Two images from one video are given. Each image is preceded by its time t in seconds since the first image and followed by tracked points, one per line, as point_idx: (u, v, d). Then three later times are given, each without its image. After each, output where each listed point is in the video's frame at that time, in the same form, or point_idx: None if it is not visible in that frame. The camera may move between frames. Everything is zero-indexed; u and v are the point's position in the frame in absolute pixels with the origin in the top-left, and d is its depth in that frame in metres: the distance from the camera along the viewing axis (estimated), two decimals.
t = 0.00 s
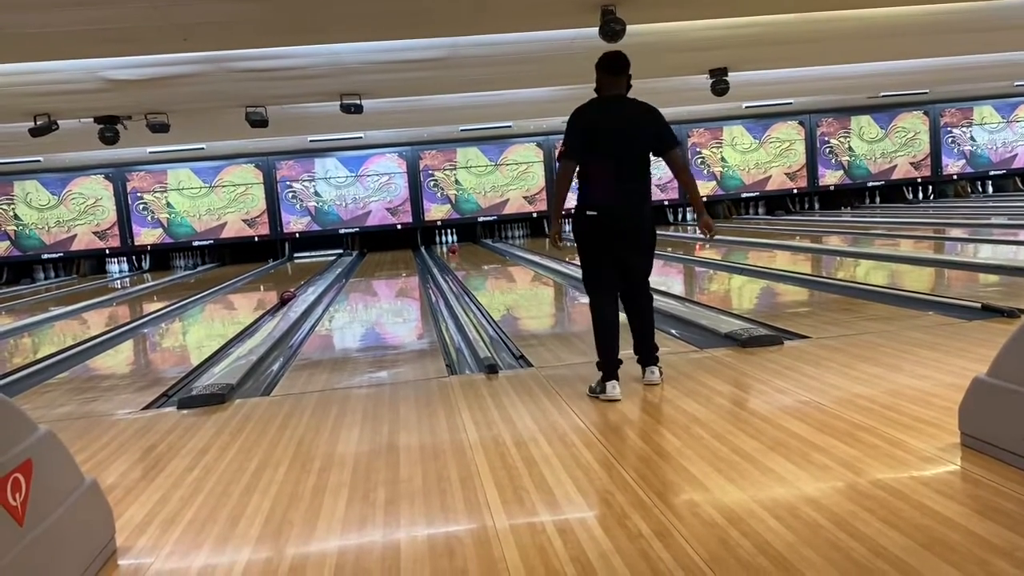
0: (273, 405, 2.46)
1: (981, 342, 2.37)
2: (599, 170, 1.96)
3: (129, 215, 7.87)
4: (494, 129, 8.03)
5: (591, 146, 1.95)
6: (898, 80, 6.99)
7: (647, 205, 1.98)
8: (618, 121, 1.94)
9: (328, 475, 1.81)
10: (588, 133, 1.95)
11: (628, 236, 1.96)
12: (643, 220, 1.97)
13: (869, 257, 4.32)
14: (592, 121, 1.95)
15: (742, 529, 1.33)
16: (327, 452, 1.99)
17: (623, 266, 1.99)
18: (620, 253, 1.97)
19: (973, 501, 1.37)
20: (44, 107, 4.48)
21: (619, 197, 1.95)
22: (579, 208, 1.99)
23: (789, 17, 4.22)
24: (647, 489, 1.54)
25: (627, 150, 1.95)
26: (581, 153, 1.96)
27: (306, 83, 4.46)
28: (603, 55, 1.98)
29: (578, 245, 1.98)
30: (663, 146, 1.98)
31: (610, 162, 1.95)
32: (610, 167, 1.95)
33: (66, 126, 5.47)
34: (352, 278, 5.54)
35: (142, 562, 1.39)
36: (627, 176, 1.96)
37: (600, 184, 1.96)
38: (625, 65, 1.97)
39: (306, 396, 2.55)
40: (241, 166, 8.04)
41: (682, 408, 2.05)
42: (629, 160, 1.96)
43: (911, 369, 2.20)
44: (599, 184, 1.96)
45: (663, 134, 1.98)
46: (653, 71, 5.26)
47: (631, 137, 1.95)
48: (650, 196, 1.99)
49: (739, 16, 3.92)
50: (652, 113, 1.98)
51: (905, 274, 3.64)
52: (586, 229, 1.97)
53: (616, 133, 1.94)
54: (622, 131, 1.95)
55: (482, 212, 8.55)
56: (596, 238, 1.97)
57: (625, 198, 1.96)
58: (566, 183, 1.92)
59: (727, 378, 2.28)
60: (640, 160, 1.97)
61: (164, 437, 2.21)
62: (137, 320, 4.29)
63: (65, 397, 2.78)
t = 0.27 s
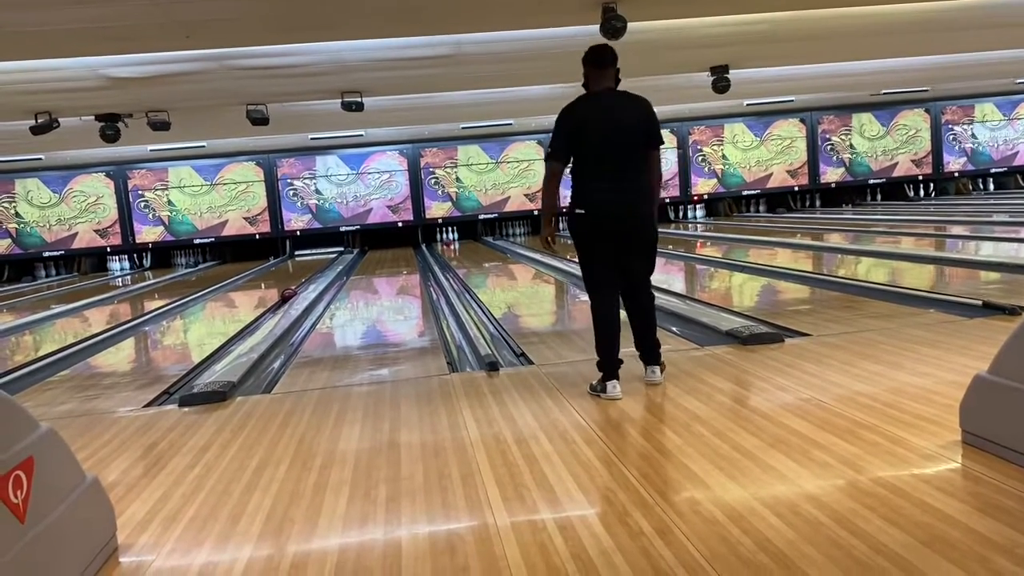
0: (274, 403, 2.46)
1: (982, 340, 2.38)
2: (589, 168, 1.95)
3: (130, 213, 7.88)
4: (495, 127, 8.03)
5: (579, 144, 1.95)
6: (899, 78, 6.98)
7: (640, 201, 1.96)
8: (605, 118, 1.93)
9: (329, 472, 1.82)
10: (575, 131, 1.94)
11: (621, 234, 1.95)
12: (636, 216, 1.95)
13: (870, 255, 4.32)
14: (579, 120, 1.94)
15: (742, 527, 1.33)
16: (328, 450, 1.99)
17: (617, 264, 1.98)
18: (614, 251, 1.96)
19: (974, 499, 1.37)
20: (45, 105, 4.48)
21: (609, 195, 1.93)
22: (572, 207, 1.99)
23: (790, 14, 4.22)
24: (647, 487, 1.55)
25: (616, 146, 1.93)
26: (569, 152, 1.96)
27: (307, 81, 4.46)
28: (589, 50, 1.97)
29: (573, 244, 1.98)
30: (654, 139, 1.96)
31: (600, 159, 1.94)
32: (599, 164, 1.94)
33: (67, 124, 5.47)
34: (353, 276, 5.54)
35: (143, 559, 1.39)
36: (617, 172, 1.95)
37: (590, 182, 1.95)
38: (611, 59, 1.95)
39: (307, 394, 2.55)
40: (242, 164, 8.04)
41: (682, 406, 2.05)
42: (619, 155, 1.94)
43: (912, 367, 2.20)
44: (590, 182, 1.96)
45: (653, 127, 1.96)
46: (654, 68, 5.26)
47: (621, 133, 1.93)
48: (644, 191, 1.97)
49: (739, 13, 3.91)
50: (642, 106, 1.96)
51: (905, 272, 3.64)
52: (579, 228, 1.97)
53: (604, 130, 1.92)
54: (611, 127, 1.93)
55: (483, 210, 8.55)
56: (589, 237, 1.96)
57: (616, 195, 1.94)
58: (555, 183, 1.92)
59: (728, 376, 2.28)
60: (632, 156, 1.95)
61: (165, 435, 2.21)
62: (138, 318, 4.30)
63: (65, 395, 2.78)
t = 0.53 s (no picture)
0: (275, 401, 2.46)
1: (983, 338, 2.37)
2: (594, 163, 1.93)
3: (131, 210, 7.88)
4: (496, 124, 8.02)
5: (584, 139, 1.92)
6: (899, 75, 6.98)
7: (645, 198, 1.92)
8: (610, 111, 1.90)
9: (331, 470, 1.82)
10: (579, 126, 1.91)
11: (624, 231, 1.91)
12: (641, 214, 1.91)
13: (871, 252, 4.32)
14: (583, 114, 1.91)
15: (743, 524, 1.33)
16: (329, 447, 1.99)
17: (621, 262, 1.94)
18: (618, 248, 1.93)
19: (976, 496, 1.37)
20: (46, 103, 4.47)
21: (613, 191, 1.90)
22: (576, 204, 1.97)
23: (791, 11, 4.21)
24: (648, 484, 1.55)
25: (621, 141, 1.90)
26: (573, 147, 1.93)
27: (308, 78, 4.46)
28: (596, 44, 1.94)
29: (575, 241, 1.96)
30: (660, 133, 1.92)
31: (604, 154, 1.91)
32: (604, 159, 1.91)
33: (68, 121, 5.48)
34: (354, 273, 5.54)
35: (145, 556, 1.39)
36: (622, 167, 1.91)
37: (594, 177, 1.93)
38: (618, 51, 1.93)
39: (308, 391, 2.55)
40: (243, 161, 8.03)
41: (683, 404, 2.05)
42: (624, 151, 1.90)
43: (913, 364, 2.20)
44: (596, 179, 1.93)
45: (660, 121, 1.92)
46: (655, 66, 5.26)
47: (626, 128, 1.89)
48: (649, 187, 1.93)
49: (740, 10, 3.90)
50: (649, 99, 1.92)
51: (906, 269, 3.64)
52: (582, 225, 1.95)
53: (609, 125, 1.89)
54: (615, 122, 1.89)
55: (484, 207, 8.54)
56: (593, 234, 1.94)
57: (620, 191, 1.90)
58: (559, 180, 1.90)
59: (729, 373, 2.28)
60: (637, 152, 1.91)
61: (166, 433, 2.21)
62: (139, 316, 4.30)
63: (67, 392, 2.78)
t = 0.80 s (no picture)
0: (276, 398, 2.46)
1: (984, 335, 2.37)
2: (606, 159, 1.84)
3: (132, 209, 7.89)
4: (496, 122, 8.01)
5: (596, 133, 1.82)
6: (900, 73, 6.97)
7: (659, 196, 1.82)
8: (624, 103, 1.80)
9: (331, 468, 1.82)
10: (592, 118, 1.81)
11: (637, 231, 1.82)
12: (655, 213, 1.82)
13: (872, 250, 4.32)
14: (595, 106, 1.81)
15: (744, 521, 1.33)
16: (329, 445, 1.99)
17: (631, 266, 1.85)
18: (630, 249, 1.85)
19: (978, 495, 1.37)
20: (47, 101, 4.47)
21: (627, 189, 1.81)
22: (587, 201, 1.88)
23: (792, 9, 4.20)
24: (649, 482, 1.55)
25: (636, 136, 1.80)
26: (588, 143, 1.83)
27: (309, 76, 4.45)
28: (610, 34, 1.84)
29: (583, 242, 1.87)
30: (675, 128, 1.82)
31: (616, 149, 1.81)
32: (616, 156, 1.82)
33: (68, 119, 5.47)
34: (354, 271, 5.54)
35: (145, 554, 1.39)
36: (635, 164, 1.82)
37: (607, 174, 1.83)
38: (633, 44, 1.83)
39: (309, 389, 2.55)
40: (244, 160, 8.01)
41: (684, 401, 2.05)
42: (637, 145, 1.81)
43: (913, 362, 2.20)
44: (611, 178, 1.83)
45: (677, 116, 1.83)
46: (656, 63, 5.25)
47: (643, 124, 1.80)
48: (665, 186, 1.84)
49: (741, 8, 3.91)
50: (665, 92, 1.83)
51: (906, 267, 3.64)
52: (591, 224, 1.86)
53: (622, 118, 1.80)
54: (630, 115, 1.80)
55: (485, 205, 8.54)
56: (604, 233, 1.85)
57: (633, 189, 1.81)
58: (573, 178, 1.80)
59: (729, 371, 2.28)
60: (652, 149, 1.82)
61: (166, 430, 2.21)
62: (140, 313, 4.30)
63: (67, 389, 2.79)
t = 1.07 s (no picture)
0: (275, 397, 2.47)
1: (984, 334, 2.37)
2: (608, 156, 1.83)
3: (132, 207, 7.88)
4: (496, 120, 8.00)
5: (598, 131, 1.82)
6: (900, 71, 6.97)
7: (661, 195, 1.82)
8: (626, 101, 1.80)
9: (331, 466, 1.82)
10: (593, 116, 1.81)
11: (638, 229, 1.82)
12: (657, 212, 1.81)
13: (872, 249, 4.32)
14: (597, 102, 1.81)
15: (744, 520, 1.33)
16: (329, 444, 1.99)
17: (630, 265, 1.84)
18: (631, 247, 1.84)
19: (978, 494, 1.37)
20: (47, 99, 4.47)
21: (628, 187, 1.80)
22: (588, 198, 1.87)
23: (792, 7, 4.20)
24: (648, 480, 1.55)
25: (639, 134, 1.80)
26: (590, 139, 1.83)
27: (309, 75, 4.45)
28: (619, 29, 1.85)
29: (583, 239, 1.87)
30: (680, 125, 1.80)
31: (618, 147, 1.81)
32: (618, 154, 1.81)
33: (68, 117, 5.47)
34: (354, 270, 5.54)
35: (144, 552, 1.39)
36: (638, 162, 1.81)
37: (609, 172, 1.83)
38: (642, 38, 1.84)
39: (309, 387, 2.55)
40: (243, 158, 8.01)
41: (684, 400, 2.05)
42: (640, 143, 1.81)
43: (913, 360, 2.20)
44: (612, 175, 1.82)
45: (682, 113, 1.81)
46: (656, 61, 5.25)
47: (647, 122, 1.80)
48: (668, 185, 1.83)
49: (741, 6, 3.90)
50: (670, 89, 1.82)
51: (906, 266, 3.64)
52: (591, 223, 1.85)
53: (625, 115, 1.79)
54: (633, 113, 1.79)
55: (484, 204, 8.54)
56: (605, 231, 1.85)
57: (635, 187, 1.81)
58: (572, 172, 1.80)
59: (729, 370, 2.28)
60: (656, 147, 1.82)
61: (166, 429, 2.21)
62: (139, 312, 4.30)
63: (66, 388, 2.78)
